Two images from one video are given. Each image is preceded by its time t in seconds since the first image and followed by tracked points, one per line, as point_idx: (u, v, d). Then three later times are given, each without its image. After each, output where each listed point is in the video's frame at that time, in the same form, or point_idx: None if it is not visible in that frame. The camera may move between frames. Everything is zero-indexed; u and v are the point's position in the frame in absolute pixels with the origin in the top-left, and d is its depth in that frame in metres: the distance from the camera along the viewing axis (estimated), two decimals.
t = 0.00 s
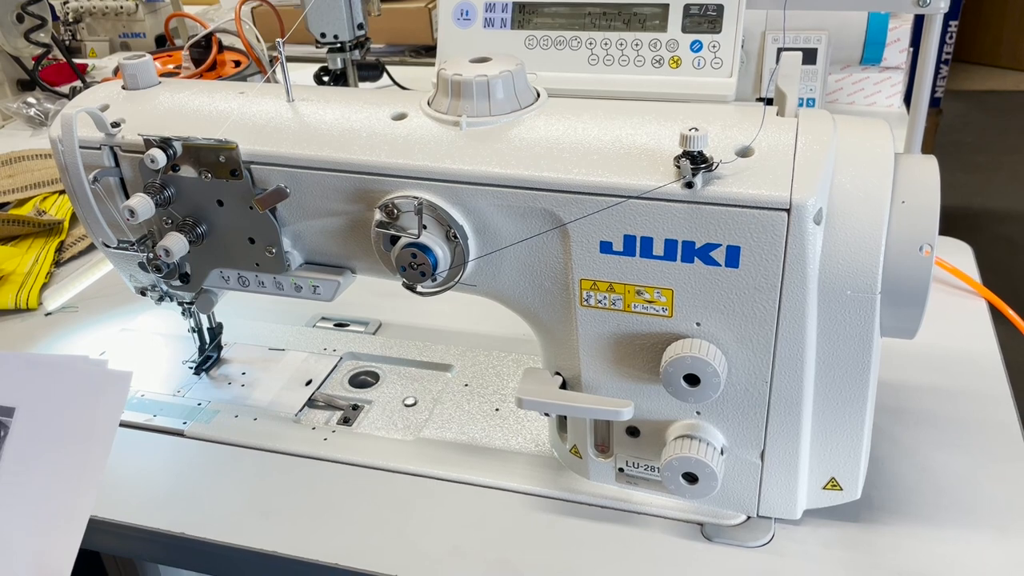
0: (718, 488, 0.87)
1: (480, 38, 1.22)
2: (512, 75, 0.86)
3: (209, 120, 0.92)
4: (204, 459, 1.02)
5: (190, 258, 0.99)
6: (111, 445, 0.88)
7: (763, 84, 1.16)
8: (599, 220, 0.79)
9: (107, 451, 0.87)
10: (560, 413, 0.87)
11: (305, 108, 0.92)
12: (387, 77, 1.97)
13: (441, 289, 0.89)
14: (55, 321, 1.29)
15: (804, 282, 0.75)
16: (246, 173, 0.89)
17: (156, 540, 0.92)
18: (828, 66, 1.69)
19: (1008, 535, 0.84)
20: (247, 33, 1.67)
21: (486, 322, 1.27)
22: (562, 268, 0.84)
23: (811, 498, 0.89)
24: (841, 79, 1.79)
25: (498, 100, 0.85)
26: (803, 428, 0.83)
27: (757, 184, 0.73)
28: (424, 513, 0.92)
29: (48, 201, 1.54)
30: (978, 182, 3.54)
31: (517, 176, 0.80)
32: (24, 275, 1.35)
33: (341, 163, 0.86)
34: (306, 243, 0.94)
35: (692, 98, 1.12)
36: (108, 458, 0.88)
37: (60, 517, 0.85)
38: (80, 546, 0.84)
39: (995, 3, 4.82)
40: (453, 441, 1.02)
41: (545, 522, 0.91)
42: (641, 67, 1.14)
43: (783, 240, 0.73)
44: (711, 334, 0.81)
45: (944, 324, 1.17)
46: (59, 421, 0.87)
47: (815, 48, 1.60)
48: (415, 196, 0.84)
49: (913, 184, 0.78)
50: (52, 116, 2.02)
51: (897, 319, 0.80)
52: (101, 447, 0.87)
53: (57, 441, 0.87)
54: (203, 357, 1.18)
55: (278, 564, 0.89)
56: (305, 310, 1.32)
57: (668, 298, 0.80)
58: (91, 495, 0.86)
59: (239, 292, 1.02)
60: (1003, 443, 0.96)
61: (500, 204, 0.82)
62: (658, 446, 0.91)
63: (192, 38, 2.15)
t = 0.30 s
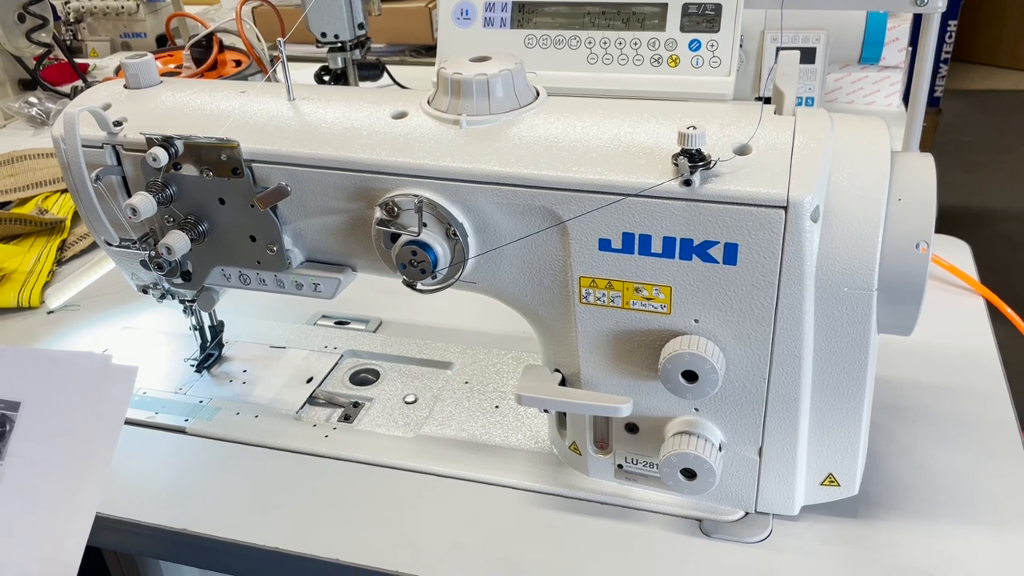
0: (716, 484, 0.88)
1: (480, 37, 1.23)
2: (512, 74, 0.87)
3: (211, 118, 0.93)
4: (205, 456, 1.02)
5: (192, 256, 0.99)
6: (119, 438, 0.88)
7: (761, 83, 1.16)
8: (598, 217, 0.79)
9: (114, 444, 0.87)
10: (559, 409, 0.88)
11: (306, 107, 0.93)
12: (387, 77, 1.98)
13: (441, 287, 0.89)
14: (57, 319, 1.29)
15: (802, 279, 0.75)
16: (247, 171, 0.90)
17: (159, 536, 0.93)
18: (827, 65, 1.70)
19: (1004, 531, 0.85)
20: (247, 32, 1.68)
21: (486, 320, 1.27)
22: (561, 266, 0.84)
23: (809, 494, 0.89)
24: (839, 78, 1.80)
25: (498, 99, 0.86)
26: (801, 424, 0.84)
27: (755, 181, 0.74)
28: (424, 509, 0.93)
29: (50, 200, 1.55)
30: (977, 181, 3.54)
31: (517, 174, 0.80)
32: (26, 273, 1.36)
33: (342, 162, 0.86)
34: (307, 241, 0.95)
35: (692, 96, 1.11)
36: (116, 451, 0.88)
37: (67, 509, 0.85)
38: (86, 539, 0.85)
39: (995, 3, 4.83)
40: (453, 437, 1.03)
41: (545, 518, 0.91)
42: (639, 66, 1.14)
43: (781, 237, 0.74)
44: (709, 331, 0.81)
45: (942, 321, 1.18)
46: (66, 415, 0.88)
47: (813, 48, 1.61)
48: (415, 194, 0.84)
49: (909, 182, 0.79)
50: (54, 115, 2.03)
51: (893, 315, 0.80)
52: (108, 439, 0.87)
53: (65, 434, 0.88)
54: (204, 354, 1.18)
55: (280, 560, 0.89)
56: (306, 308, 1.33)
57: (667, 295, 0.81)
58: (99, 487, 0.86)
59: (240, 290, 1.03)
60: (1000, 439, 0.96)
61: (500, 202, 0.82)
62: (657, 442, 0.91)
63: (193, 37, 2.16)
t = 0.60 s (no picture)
0: (717, 482, 0.88)
1: (481, 36, 1.23)
2: (514, 73, 0.87)
3: (213, 118, 0.93)
4: (208, 455, 1.03)
5: (194, 255, 1.00)
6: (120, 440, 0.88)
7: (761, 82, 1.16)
8: (599, 216, 0.80)
9: (115, 446, 0.88)
10: (560, 408, 0.88)
11: (308, 106, 0.93)
12: (389, 77, 1.98)
13: (443, 285, 0.89)
14: (60, 318, 1.29)
15: (802, 278, 0.76)
16: (250, 170, 0.90)
17: (161, 534, 0.93)
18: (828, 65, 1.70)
19: (1005, 529, 0.85)
20: (249, 32, 1.69)
21: (488, 319, 1.28)
22: (562, 265, 0.85)
23: (809, 493, 0.90)
24: (841, 77, 1.80)
25: (499, 98, 0.86)
26: (801, 422, 0.84)
27: (756, 180, 0.74)
28: (426, 507, 0.93)
29: (53, 199, 1.57)
30: (979, 181, 3.54)
31: (519, 173, 0.80)
32: (29, 272, 1.36)
33: (344, 161, 0.86)
34: (309, 240, 0.95)
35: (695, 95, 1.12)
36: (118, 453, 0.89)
37: (68, 509, 0.86)
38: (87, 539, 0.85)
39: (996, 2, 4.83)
40: (455, 436, 1.03)
41: (546, 516, 0.91)
42: (640, 66, 1.14)
43: (781, 236, 0.74)
44: (710, 330, 0.82)
45: (943, 320, 1.18)
46: (66, 410, 0.88)
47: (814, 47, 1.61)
48: (417, 193, 0.85)
49: (910, 181, 0.79)
50: (56, 115, 2.03)
51: (893, 314, 0.81)
52: (110, 441, 0.88)
53: (65, 433, 0.88)
54: (207, 353, 1.18)
55: (283, 558, 0.90)
56: (308, 307, 1.33)
57: (668, 294, 0.81)
58: (100, 489, 0.86)
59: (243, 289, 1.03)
60: (1001, 438, 0.96)
61: (502, 201, 0.83)
62: (658, 441, 0.91)
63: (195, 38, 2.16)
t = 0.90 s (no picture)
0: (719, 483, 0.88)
1: (483, 36, 1.22)
2: (515, 73, 0.87)
3: (214, 118, 0.93)
4: (208, 455, 1.03)
5: (195, 255, 1.00)
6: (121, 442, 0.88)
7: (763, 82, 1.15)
8: (600, 216, 0.79)
9: (116, 447, 0.87)
10: (561, 408, 0.88)
11: (309, 106, 0.93)
12: (391, 77, 1.98)
13: (444, 286, 0.89)
14: (62, 318, 1.30)
15: (804, 278, 0.75)
16: (250, 170, 0.90)
17: (161, 535, 0.93)
18: (831, 65, 1.70)
19: (1007, 531, 0.85)
20: (250, 33, 1.69)
21: (489, 319, 1.27)
22: (563, 265, 0.84)
23: (811, 494, 0.89)
24: (843, 77, 1.80)
25: (500, 98, 0.86)
26: (803, 423, 0.84)
27: (757, 181, 0.74)
28: (426, 508, 0.93)
29: (54, 200, 1.56)
30: (982, 181, 3.54)
31: (519, 173, 0.80)
32: (30, 272, 1.36)
33: (344, 161, 0.86)
34: (310, 241, 0.95)
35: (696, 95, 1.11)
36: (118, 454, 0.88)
37: (68, 510, 0.86)
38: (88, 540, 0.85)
39: (999, 2, 4.82)
40: (456, 437, 1.03)
41: (547, 517, 0.91)
42: (642, 66, 1.14)
43: (782, 236, 0.74)
44: (711, 330, 0.81)
45: (945, 321, 1.18)
46: (67, 412, 0.88)
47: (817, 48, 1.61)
48: (417, 193, 0.84)
49: (911, 181, 0.79)
50: (58, 115, 2.03)
51: (895, 315, 0.80)
52: (110, 442, 0.88)
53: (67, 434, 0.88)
54: (207, 353, 1.18)
55: (282, 559, 0.89)
56: (309, 307, 1.33)
57: (668, 294, 0.81)
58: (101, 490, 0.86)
59: (243, 289, 1.03)
60: (1003, 439, 0.96)
61: (502, 201, 0.82)
62: (659, 441, 0.91)
63: (198, 38, 2.16)
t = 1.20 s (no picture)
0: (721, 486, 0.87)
1: (484, 36, 1.20)
2: (515, 73, 0.86)
3: (213, 119, 0.93)
4: (207, 457, 1.02)
5: (194, 256, 0.99)
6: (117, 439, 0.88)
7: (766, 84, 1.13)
8: (601, 217, 0.79)
9: (112, 445, 0.88)
10: (561, 411, 0.87)
11: (309, 107, 0.92)
12: (393, 78, 1.98)
13: (443, 287, 0.89)
14: (62, 319, 1.29)
15: (807, 279, 0.75)
16: (249, 171, 0.90)
17: (160, 537, 0.93)
18: (834, 65, 1.69)
19: (1012, 535, 0.84)
20: (252, 33, 1.69)
21: (490, 321, 1.27)
22: (563, 266, 0.84)
23: (814, 497, 0.88)
24: (847, 77, 1.79)
25: (501, 98, 0.86)
26: (806, 426, 0.83)
27: (759, 182, 0.73)
28: (426, 511, 0.92)
29: (56, 200, 1.56)
30: (987, 182, 3.52)
31: (519, 174, 0.80)
32: (31, 273, 1.36)
33: (344, 162, 0.86)
34: (309, 242, 0.95)
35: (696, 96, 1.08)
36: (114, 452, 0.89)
37: (63, 510, 0.85)
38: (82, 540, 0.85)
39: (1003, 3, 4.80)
40: (456, 439, 1.02)
41: (547, 520, 0.91)
42: (643, 65, 1.11)
43: (785, 237, 0.73)
44: (713, 332, 0.81)
45: (950, 322, 1.17)
46: (63, 413, 0.88)
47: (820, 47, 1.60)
48: (417, 194, 0.84)
49: (915, 182, 0.78)
50: (60, 116, 2.03)
51: (899, 317, 0.80)
52: (107, 440, 0.88)
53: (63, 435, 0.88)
54: (207, 355, 1.18)
55: (281, 562, 0.89)
56: (310, 308, 1.33)
57: (670, 296, 0.80)
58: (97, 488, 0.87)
59: (243, 290, 1.02)
60: (1008, 441, 0.95)
61: (503, 202, 0.82)
62: (661, 444, 0.90)
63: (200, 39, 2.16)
